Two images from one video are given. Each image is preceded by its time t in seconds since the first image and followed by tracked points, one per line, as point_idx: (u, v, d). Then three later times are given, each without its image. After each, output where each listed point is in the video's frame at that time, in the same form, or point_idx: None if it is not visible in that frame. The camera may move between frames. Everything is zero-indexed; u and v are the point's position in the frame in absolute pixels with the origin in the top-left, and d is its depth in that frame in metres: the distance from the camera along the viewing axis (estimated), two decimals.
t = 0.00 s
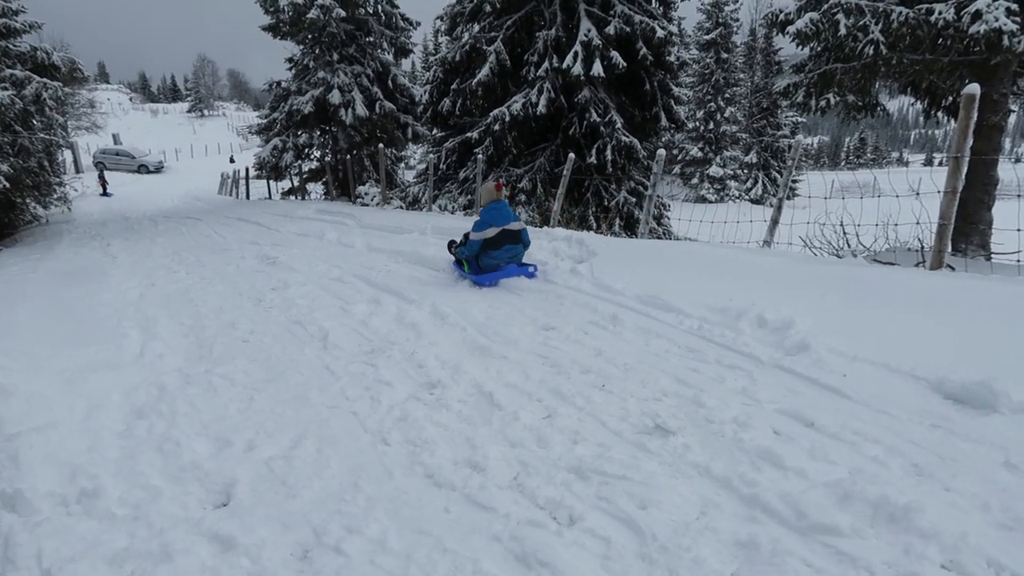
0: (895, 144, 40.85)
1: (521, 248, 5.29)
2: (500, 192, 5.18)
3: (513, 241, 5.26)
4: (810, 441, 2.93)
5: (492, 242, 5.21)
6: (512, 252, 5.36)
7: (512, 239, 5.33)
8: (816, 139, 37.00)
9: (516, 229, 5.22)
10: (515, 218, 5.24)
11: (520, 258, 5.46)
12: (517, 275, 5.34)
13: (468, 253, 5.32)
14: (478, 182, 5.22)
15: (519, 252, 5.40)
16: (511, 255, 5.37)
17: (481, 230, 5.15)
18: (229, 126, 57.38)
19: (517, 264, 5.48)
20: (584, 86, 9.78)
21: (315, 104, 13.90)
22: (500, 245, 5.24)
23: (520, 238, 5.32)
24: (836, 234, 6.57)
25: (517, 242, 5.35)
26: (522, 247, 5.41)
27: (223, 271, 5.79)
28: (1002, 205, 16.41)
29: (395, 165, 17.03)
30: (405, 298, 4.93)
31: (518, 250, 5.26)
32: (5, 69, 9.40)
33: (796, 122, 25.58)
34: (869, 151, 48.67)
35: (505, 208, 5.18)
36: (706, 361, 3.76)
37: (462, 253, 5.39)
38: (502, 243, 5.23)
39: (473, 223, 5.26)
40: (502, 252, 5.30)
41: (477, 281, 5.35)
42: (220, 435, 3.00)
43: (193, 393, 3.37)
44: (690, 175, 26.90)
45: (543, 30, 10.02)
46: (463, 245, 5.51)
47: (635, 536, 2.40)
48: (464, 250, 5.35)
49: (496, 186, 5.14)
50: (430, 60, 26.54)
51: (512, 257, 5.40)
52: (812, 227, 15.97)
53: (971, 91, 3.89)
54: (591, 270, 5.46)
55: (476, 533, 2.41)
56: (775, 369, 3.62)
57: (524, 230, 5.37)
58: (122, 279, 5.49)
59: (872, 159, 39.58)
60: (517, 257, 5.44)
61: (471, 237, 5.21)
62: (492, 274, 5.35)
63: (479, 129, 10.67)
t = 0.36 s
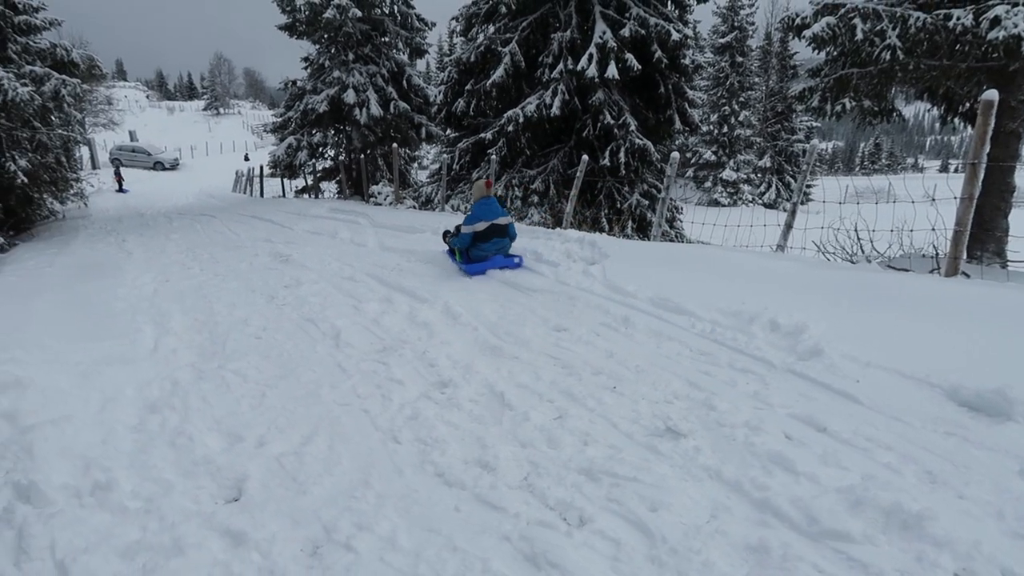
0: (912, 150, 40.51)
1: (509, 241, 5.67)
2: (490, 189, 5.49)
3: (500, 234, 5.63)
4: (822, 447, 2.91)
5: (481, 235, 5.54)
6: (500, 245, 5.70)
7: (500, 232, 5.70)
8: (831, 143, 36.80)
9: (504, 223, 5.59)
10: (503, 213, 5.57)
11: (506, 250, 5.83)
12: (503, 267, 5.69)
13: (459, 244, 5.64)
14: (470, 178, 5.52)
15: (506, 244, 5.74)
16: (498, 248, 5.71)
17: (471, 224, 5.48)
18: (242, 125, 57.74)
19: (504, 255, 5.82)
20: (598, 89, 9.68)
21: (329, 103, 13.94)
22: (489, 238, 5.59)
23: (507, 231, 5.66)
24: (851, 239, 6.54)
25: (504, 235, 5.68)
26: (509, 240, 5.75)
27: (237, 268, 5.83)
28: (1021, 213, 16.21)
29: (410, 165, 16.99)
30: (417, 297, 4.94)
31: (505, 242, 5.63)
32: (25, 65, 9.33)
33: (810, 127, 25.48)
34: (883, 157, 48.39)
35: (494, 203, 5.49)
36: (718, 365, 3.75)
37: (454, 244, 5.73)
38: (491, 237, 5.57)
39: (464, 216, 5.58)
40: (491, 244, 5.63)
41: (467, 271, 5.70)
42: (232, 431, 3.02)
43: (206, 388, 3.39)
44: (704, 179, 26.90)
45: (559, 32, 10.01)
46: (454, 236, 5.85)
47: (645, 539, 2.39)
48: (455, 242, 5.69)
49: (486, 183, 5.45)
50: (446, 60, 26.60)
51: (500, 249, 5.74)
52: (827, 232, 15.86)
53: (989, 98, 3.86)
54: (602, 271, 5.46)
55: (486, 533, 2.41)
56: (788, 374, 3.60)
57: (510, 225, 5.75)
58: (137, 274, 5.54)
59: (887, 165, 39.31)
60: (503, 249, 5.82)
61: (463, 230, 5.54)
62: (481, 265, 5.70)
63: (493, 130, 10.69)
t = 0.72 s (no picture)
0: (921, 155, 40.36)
1: (494, 233, 6.05)
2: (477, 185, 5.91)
3: (487, 227, 6.03)
4: (828, 452, 2.91)
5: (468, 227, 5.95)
6: (486, 237, 6.09)
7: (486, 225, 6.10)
8: (839, 148, 36.69)
9: (490, 216, 5.99)
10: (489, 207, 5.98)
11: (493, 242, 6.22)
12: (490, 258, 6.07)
13: (448, 236, 6.06)
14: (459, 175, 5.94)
15: (492, 236, 6.13)
16: (485, 240, 6.10)
17: (459, 216, 5.89)
18: (249, 123, 57.83)
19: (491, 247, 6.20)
20: (606, 89, 9.62)
21: (337, 101, 13.96)
22: (476, 229, 5.99)
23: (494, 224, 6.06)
24: (858, 244, 6.51)
25: (491, 228, 6.08)
26: (495, 233, 6.15)
27: (243, 264, 5.84)
28: None
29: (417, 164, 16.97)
30: (423, 296, 4.95)
31: (491, 234, 6.00)
32: (34, 60, 9.43)
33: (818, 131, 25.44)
34: (890, 162, 48.27)
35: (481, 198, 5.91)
36: (724, 368, 3.75)
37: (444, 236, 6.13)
38: (478, 229, 5.97)
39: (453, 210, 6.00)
40: (478, 236, 6.03)
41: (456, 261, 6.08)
42: (238, 427, 3.02)
43: (212, 384, 3.40)
44: (711, 181, 26.88)
45: (567, 33, 10.00)
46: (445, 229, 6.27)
47: (650, 541, 2.39)
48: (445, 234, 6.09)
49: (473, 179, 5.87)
50: (455, 59, 26.59)
51: (487, 241, 6.13)
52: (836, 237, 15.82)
53: (999, 104, 3.85)
54: (609, 273, 5.46)
55: (491, 533, 2.41)
56: (794, 378, 3.60)
57: (496, 218, 6.14)
58: (144, 269, 5.55)
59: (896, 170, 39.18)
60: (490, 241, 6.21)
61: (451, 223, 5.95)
62: (469, 255, 6.08)
63: (500, 130, 10.70)
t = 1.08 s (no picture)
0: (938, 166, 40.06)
1: (489, 235, 6.40)
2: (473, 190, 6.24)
3: (482, 229, 6.35)
4: (845, 464, 2.89)
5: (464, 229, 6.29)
6: (481, 239, 6.43)
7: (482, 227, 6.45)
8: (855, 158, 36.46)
9: (484, 219, 6.34)
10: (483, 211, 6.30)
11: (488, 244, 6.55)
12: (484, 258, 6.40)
13: (445, 237, 6.42)
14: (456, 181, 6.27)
15: (487, 238, 6.47)
16: (480, 241, 6.44)
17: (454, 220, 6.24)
18: (262, 126, 58.21)
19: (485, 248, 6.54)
20: (621, 97, 9.60)
21: (353, 107, 13.93)
22: (471, 231, 6.35)
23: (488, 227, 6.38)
24: (875, 254, 6.44)
25: (485, 230, 6.41)
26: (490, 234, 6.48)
27: (259, 268, 5.87)
28: None
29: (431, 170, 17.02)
30: (438, 302, 4.95)
31: (485, 236, 6.35)
32: (55, 63, 9.46)
33: (834, 141, 25.31)
34: (905, 171, 47.95)
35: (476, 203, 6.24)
36: (740, 378, 3.73)
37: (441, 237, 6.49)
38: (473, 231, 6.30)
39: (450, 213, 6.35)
40: (473, 237, 6.37)
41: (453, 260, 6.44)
42: (254, 430, 3.03)
43: (228, 387, 3.42)
44: (725, 190, 26.84)
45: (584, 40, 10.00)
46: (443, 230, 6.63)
47: (665, 552, 2.37)
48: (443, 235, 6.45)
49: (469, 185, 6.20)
50: (473, 66, 26.70)
51: (482, 242, 6.46)
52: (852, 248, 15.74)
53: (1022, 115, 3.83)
54: (624, 281, 5.45)
55: (505, 541, 2.40)
56: (810, 390, 3.57)
57: (491, 221, 6.46)
58: (160, 272, 5.60)
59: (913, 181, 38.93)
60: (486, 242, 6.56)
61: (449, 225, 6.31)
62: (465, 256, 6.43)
63: (515, 136, 10.73)
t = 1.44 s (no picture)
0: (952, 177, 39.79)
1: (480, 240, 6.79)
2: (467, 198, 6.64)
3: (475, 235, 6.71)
4: (856, 477, 2.87)
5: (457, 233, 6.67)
6: (473, 243, 6.80)
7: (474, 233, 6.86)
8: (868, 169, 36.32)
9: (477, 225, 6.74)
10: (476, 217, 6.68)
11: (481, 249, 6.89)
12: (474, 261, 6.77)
13: (439, 241, 6.79)
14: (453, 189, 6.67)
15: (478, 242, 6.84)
16: (472, 245, 6.81)
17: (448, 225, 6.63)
18: (274, 132, 58.62)
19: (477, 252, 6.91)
20: (633, 107, 9.61)
21: (365, 114, 14.04)
22: (464, 236, 6.74)
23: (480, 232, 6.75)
24: (887, 265, 6.38)
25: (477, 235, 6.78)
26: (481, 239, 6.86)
27: (270, 274, 5.91)
28: None
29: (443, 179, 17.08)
30: (449, 310, 4.97)
31: (477, 240, 6.73)
32: (72, 70, 9.56)
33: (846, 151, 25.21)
34: (917, 181, 47.73)
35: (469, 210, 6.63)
36: (750, 389, 3.72)
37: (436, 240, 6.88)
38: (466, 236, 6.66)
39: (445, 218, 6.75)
40: (465, 241, 6.74)
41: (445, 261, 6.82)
42: (265, 436, 3.05)
43: (239, 393, 3.44)
44: (737, 201, 26.80)
45: (596, 50, 10.03)
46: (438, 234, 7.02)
47: (674, 562, 2.36)
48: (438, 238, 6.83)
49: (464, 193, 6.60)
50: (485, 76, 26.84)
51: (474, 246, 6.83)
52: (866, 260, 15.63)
53: None
54: (634, 291, 5.46)
55: (514, 549, 2.40)
56: (821, 402, 3.56)
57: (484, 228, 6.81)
58: (173, 277, 5.64)
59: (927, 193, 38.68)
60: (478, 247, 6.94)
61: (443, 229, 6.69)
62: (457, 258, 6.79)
63: (526, 145, 10.78)
